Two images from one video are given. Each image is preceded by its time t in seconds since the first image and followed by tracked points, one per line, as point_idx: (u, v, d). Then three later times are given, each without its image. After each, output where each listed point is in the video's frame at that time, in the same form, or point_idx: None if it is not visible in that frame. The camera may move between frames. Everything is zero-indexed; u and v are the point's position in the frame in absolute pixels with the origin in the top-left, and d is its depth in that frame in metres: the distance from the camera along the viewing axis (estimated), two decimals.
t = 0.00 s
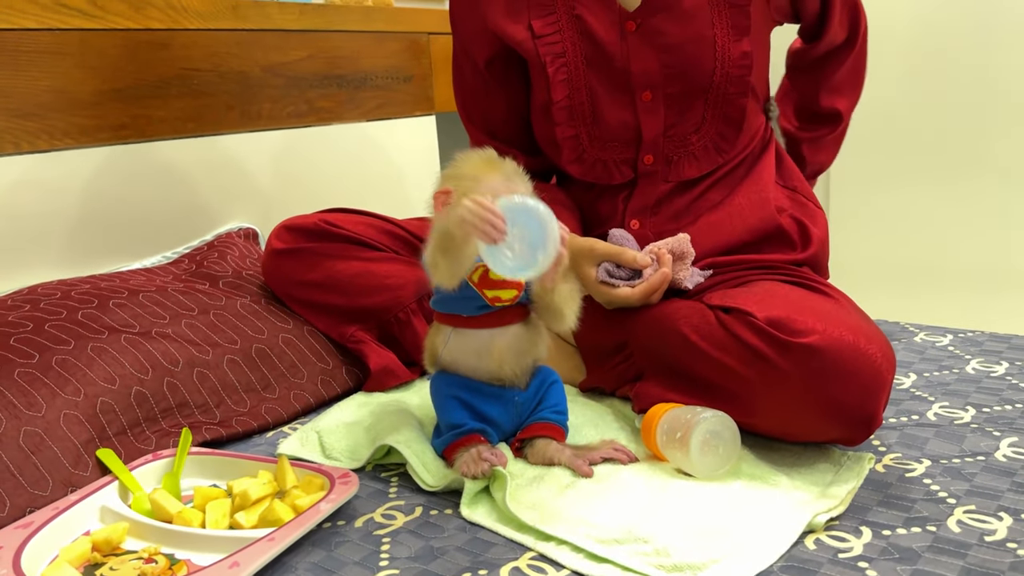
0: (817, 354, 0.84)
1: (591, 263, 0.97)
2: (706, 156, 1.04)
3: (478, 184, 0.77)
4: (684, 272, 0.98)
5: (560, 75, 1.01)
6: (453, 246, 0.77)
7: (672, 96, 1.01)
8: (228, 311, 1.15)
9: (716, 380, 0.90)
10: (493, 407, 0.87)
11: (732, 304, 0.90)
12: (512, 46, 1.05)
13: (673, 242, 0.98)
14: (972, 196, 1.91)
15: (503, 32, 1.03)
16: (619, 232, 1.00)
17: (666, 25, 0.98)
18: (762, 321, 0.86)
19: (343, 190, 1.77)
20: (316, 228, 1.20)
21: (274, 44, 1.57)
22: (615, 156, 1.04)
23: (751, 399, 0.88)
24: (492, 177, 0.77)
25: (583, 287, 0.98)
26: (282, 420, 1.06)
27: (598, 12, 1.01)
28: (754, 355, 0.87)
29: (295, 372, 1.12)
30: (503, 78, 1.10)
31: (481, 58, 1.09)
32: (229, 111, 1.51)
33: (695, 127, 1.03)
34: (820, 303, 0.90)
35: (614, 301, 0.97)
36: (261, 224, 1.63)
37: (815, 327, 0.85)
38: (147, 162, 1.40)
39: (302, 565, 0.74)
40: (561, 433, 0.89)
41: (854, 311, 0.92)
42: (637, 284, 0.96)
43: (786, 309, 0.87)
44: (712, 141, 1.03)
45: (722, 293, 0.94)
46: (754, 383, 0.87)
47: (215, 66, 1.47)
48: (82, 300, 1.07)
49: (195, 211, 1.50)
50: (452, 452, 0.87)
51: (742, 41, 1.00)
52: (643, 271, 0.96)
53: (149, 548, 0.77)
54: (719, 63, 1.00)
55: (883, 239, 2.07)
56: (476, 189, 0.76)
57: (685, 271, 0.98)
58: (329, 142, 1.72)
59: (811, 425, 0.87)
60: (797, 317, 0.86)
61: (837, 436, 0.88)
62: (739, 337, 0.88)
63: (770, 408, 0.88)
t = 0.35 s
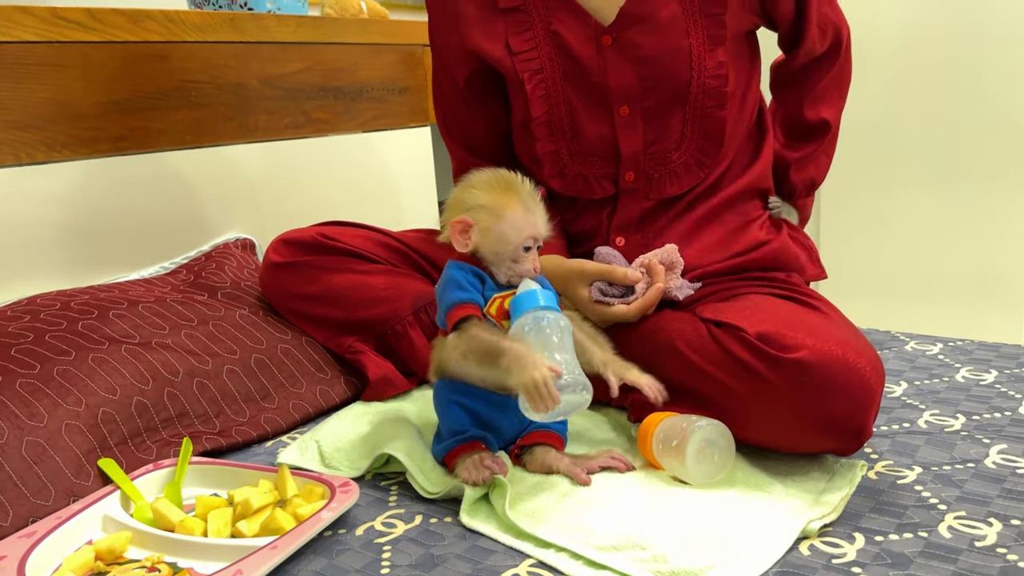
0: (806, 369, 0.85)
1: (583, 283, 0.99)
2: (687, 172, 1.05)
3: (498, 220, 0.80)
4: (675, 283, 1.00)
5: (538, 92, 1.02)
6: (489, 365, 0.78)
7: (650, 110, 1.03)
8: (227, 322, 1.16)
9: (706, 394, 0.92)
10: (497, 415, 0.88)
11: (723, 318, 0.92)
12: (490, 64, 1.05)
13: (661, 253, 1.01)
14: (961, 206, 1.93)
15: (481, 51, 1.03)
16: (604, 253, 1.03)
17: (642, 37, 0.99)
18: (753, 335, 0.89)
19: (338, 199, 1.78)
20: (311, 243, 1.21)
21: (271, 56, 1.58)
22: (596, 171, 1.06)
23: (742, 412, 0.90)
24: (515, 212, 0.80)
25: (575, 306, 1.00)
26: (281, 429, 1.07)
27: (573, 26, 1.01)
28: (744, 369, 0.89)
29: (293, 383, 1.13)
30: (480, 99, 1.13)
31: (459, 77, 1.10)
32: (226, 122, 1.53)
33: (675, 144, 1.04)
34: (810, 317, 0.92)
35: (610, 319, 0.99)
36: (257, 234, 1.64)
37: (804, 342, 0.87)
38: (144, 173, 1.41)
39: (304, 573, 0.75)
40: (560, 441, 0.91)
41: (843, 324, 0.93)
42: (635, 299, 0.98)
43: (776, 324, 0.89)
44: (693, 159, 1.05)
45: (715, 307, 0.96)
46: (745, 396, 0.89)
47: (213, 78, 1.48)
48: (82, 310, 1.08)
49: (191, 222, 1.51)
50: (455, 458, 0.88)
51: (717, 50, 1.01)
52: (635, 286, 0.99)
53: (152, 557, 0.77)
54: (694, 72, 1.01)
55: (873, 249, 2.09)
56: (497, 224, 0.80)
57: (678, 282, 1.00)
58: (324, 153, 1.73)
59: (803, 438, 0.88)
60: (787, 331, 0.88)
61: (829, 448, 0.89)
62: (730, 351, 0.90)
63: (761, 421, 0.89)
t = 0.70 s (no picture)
0: (795, 381, 0.87)
1: (576, 296, 1.00)
2: (671, 177, 1.06)
3: (499, 228, 0.82)
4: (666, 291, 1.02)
5: (514, 108, 1.07)
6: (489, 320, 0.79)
7: (626, 120, 1.05)
8: (228, 331, 1.17)
9: (699, 405, 0.93)
10: (498, 418, 0.90)
11: (714, 330, 0.93)
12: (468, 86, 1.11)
13: (652, 262, 1.03)
14: (952, 214, 1.96)
15: (457, 73, 1.10)
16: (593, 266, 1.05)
17: (610, 48, 1.02)
18: (743, 348, 0.90)
19: (338, 207, 1.80)
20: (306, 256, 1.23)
21: (271, 67, 1.60)
22: (579, 182, 1.08)
23: (735, 422, 0.91)
24: (516, 220, 0.82)
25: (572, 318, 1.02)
26: (282, 437, 1.08)
27: (542, 41, 1.05)
28: (735, 381, 0.90)
29: (294, 391, 1.14)
30: (465, 120, 1.18)
31: (440, 99, 1.16)
32: (226, 132, 1.54)
33: (655, 151, 1.06)
34: (800, 327, 0.93)
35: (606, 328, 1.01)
36: (257, 243, 1.65)
37: (794, 354, 0.88)
38: (145, 183, 1.42)
39: None
40: (559, 447, 0.91)
41: (833, 333, 0.95)
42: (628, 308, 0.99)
43: (766, 336, 0.90)
44: (675, 162, 1.06)
45: (706, 317, 0.97)
46: (736, 408, 0.90)
47: (213, 88, 1.50)
48: (85, 319, 1.09)
49: (192, 231, 1.52)
50: (456, 462, 0.89)
51: (687, 57, 1.04)
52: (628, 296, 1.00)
53: (158, 564, 0.79)
54: (666, 80, 1.03)
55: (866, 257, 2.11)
56: (497, 232, 0.82)
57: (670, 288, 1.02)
58: (323, 162, 1.74)
59: (796, 448, 0.90)
60: (776, 343, 0.89)
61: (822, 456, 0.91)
62: (722, 363, 0.91)
63: (753, 432, 0.90)
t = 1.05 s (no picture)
0: (787, 383, 0.88)
1: (571, 301, 1.03)
2: (649, 179, 1.08)
3: (499, 243, 0.83)
4: (657, 296, 1.04)
5: (492, 124, 1.09)
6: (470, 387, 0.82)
7: (600, 124, 1.07)
8: (229, 336, 1.18)
9: (695, 410, 0.95)
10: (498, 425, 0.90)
11: (706, 334, 0.94)
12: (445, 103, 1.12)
13: (644, 266, 1.04)
14: (944, 219, 1.98)
15: (434, 92, 1.11)
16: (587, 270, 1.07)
17: (579, 55, 1.05)
18: (735, 351, 0.91)
19: (337, 212, 1.81)
20: (305, 264, 1.24)
21: (270, 73, 1.61)
22: (558, 191, 1.09)
23: (728, 425, 0.92)
24: (515, 233, 0.84)
25: (566, 324, 1.04)
26: (284, 440, 1.10)
27: (515, 56, 1.06)
28: (727, 383, 0.91)
29: (296, 394, 1.15)
30: (446, 138, 1.19)
31: (421, 119, 1.17)
32: (226, 137, 1.55)
33: (631, 153, 1.08)
34: (790, 329, 0.94)
35: (601, 332, 1.02)
36: (258, 248, 1.66)
37: (785, 355, 0.90)
38: (146, 187, 1.43)
39: None
40: (557, 450, 0.93)
41: (823, 333, 0.96)
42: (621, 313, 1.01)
43: (756, 338, 0.92)
44: (651, 164, 1.08)
45: (698, 320, 0.98)
46: (729, 410, 0.92)
47: (214, 94, 1.51)
48: (88, 324, 1.10)
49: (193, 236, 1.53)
50: (456, 468, 0.90)
51: (655, 58, 1.07)
52: (621, 298, 1.02)
53: (163, 564, 0.80)
54: (636, 81, 1.06)
55: (860, 262, 2.12)
56: (497, 246, 0.83)
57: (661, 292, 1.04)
58: (322, 168, 1.75)
59: (791, 449, 0.91)
60: (767, 346, 0.91)
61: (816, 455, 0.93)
62: (715, 366, 0.92)
63: (747, 434, 0.92)
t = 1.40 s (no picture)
0: (780, 381, 0.89)
1: (569, 302, 1.04)
2: (638, 180, 1.10)
3: (500, 246, 0.85)
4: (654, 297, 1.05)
5: (482, 127, 1.10)
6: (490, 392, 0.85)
7: (586, 127, 1.08)
8: (230, 337, 1.19)
9: (693, 411, 0.95)
10: (497, 424, 0.92)
11: (701, 334, 0.95)
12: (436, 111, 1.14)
13: (642, 267, 1.05)
14: (941, 221, 1.99)
15: (423, 100, 1.12)
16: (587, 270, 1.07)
17: (563, 59, 1.06)
18: (729, 351, 0.92)
19: (337, 214, 1.81)
20: (305, 267, 1.25)
21: (269, 75, 1.62)
22: (549, 193, 1.10)
23: (724, 424, 0.93)
24: (516, 237, 0.85)
25: (566, 325, 1.05)
26: (285, 441, 1.11)
27: (502, 62, 1.08)
28: (722, 383, 0.92)
29: (297, 395, 1.16)
30: (439, 146, 1.20)
31: (414, 129, 1.18)
32: (226, 140, 1.56)
33: (619, 154, 1.09)
34: (784, 327, 0.95)
35: (598, 333, 1.03)
36: (258, 249, 1.66)
37: (778, 354, 0.90)
38: (147, 189, 1.44)
39: None
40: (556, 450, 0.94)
41: (817, 332, 0.97)
42: (620, 313, 1.02)
43: (750, 338, 0.92)
44: (638, 165, 1.10)
45: (694, 319, 0.99)
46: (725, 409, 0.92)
47: (214, 96, 1.52)
48: (90, 325, 1.11)
49: (193, 238, 1.54)
50: (456, 467, 0.91)
51: (638, 59, 1.08)
52: (619, 299, 1.03)
53: (167, 563, 0.80)
54: (621, 83, 1.07)
55: (857, 265, 2.13)
56: (498, 249, 0.85)
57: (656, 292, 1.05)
58: (321, 170, 1.76)
59: (787, 447, 0.92)
60: (760, 344, 0.91)
61: (811, 452, 0.94)
62: (710, 366, 0.93)
63: (744, 433, 0.92)
